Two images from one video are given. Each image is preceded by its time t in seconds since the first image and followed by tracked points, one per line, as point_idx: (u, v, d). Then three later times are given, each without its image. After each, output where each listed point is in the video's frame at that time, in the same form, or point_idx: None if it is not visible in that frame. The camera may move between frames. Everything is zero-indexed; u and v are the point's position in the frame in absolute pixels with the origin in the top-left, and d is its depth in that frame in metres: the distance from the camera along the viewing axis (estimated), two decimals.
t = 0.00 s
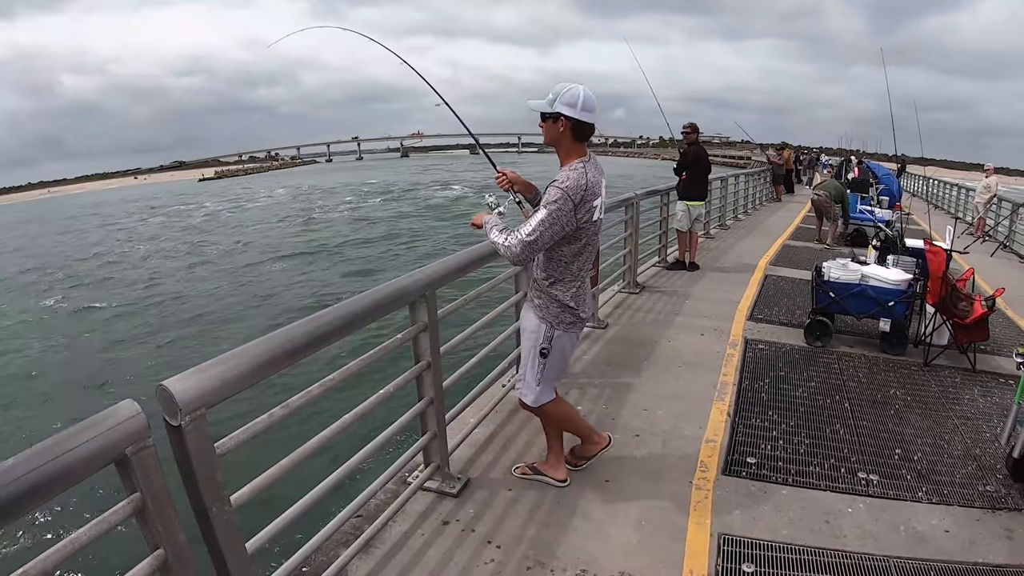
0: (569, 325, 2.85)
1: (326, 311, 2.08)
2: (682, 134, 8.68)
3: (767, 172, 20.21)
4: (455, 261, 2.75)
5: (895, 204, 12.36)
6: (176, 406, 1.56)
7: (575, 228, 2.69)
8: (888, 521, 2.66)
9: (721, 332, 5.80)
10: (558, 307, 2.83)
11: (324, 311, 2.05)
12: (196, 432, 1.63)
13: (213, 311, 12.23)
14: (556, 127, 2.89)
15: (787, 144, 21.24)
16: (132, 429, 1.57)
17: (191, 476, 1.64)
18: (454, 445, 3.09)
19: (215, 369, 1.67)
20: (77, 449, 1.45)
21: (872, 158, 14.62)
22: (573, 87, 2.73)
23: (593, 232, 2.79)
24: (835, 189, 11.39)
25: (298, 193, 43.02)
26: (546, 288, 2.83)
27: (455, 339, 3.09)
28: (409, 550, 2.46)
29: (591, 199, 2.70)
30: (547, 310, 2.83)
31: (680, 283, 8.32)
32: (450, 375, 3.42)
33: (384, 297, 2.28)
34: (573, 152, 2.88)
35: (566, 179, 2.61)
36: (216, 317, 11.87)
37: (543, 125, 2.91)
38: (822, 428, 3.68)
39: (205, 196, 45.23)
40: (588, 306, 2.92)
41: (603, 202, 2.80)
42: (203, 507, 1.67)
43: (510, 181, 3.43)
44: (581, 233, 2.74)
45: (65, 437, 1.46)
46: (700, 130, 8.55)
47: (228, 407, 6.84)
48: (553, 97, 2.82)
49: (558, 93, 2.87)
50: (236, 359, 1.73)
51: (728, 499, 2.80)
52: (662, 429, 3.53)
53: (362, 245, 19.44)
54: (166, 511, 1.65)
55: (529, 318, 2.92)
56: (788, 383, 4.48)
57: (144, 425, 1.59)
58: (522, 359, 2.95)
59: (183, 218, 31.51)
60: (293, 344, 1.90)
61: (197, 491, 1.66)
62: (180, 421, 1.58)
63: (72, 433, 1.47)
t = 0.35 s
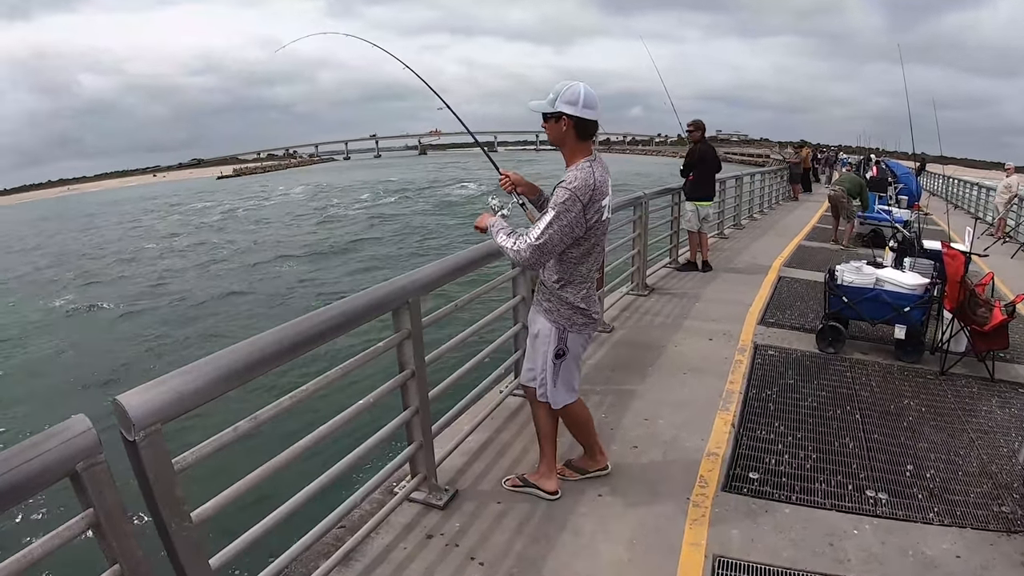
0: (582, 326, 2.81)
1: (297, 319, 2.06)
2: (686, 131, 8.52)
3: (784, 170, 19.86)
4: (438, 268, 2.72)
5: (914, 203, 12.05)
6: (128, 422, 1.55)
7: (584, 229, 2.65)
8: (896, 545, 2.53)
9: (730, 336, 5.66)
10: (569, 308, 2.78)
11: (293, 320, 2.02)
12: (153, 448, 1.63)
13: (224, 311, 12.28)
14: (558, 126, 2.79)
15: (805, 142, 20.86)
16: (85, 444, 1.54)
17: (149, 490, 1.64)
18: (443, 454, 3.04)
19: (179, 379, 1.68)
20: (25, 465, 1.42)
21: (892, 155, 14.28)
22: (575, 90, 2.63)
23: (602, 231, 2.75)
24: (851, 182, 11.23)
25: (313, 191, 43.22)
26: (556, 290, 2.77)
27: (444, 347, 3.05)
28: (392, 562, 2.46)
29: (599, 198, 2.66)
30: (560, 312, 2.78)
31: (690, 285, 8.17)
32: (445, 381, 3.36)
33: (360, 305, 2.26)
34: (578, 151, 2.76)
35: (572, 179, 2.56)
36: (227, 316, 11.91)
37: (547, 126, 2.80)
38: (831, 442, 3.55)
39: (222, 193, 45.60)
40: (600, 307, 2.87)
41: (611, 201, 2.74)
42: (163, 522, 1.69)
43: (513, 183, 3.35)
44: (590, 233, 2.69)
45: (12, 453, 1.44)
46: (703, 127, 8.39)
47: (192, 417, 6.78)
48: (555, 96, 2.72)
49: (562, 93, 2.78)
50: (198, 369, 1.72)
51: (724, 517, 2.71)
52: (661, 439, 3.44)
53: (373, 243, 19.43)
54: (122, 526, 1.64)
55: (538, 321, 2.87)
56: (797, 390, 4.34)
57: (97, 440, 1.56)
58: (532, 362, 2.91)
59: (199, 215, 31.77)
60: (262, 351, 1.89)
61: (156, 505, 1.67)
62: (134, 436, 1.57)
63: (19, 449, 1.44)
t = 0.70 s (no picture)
0: (592, 334, 2.77)
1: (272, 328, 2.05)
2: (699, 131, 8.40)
3: (801, 171, 19.54)
4: (425, 275, 2.68)
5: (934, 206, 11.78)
6: (89, 431, 1.51)
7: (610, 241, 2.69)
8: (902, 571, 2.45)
9: (739, 343, 5.53)
10: (584, 318, 2.73)
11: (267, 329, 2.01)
12: (115, 459, 1.58)
13: (235, 310, 12.32)
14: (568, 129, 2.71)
15: (823, 142, 20.52)
16: (44, 453, 1.48)
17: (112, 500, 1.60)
18: (434, 463, 2.99)
19: (149, 387, 1.64)
20: None
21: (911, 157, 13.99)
22: (586, 88, 2.58)
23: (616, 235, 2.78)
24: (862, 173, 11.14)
25: (327, 189, 43.41)
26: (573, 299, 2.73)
27: (433, 354, 3.01)
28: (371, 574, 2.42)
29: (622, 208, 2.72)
30: (572, 320, 2.72)
31: (701, 289, 8.03)
32: (442, 385, 3.30)
33: (339, 313, 2.25)
34: (592, 153, 2.71)
35: (610, 197, 2.59)
36: (238, 316, 11.95)
37: (557, 128, 2.73)
38: (839, 456, 3.45)
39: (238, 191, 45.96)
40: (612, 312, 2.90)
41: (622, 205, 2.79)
42: (130, 533, 1.65)
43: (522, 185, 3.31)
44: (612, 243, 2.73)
45: None
46: (716, 127, 8.26)
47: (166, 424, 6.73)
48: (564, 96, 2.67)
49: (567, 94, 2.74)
50: (169, 376, 1.69)
51: (720, 538, 2.64)
52: (659, 451, 3.37)
53: (385, 242, 19.44)
54: (85, 537, 1.57)
55: (544, 326, 2.78)
56: (806, 398, 4.22)
57: (56, 449, 1.50)
58: (536, 364, 2.83)
59: (215, 213, 32.03)
60: (238, 359, 1.88)
61: (121, 515, 1.62)
62: (97, 445, 1.53)
63: None
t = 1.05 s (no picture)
0: (600, 331, 2.73)
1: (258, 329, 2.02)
2: (712, 128, 8.28)
3: (813, 168, 19.29)
4: (421, 273, 2.63)
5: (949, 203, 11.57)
6: (68, 434, 1.52)
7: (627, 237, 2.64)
8: None
9: (748, 343, 5.43)
10: (594, 314, 2.71)
11: (254, 329, 1.98)
12: (92, 460, 1.60)
13: (243, 309, 12.34)
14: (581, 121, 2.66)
15: (836, 139, 20.25)
16: (20, 455, 1.44)
17: (91, 502, 1.63)
18: (430, 466, 2.95)
19: (132, 389, 1.65)
20: None
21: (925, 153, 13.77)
22: (599, 71, 2.67)
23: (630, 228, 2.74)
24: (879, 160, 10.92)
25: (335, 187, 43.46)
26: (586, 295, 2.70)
27: (430, 355, 2.96)
28: None
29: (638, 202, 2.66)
30: (582, 316, 2.70)
31: (709, 287, 7.92)
32: (442, 385, 3.26)
33: (330, 313, 2.22)
34: (607, 144, 2.65)
35: (628, 189, 2.53)
36: (244, 314, 11.96)
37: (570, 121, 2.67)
38: (849, 459, 3.37)
39: (248, 189, 46.18)
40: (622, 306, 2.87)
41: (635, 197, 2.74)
42: (109, 536, 1.68)
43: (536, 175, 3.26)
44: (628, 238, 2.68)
45: None
46: (729, 123, 8.14)
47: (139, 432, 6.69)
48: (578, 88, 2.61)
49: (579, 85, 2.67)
50: (150, 378, 1.70)
51: (724, 545, 2.58)
52: (662, 455, 3.30)
53: (392, 240, 19.41)
54: (63, 541, 1.54)
55: (554, 320, 2.79)
56: (815, 400, 4.14)
57: (34, 452, 1.47)
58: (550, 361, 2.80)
59: (225, 211, 32.19)
60: (225, 360, 1.87)
61: (101, 520, 1.65)
62: (76, 447, 1.55)
63: None
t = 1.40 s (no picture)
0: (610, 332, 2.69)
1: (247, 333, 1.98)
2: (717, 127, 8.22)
3: (819, 168, 19.14)
4: (416, 276, 2.56)
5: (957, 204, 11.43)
6: (43, 446, 1.46)
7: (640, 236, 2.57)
8: None
9: (753, 345, 5.35)
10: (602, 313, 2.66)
11: (242, 334, 1.93)
12: (68, 474, 1.54)
13: (245, 309, 12.30)
14: (596, 117, 2.58)
15: (841, 139, 20.09)
16: None
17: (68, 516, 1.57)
18: (426, 474, 2.89)
19: (111, 399, 1.59)
20: None
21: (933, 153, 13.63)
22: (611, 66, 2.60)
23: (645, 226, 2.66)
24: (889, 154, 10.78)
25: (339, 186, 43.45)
26: (596, 295, 2.66)
27: (427, 360, 2.89)
28: None
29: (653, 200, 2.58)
30: (591, 317, 2.66)
31: (713, 288, 7.82)
32: (440, 390, 3.19)
33: (321, 317, 2.16)
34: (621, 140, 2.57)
35: (642, 187, 2.45)
36: (246, 315, 11.91)
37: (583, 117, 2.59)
38: (857, 468, 3.29)
39: (252, 188, 46.18)
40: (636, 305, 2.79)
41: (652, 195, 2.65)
42: (88, 553, 1.64)
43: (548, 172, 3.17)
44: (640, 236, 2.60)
45: None
46: (735, 121, 8.06)
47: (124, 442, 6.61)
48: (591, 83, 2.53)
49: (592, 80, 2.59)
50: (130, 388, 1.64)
51: (728, 558, 2.51)
52: (665, 463, 3.23)
53: (395, 240, 19.35)
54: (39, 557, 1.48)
55: (565, 318, 2.76)
56: (823, 405, 4.05)
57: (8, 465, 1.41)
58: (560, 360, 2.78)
59: (229, 210, 32.19)
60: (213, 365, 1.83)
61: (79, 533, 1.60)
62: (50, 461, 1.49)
63: None
